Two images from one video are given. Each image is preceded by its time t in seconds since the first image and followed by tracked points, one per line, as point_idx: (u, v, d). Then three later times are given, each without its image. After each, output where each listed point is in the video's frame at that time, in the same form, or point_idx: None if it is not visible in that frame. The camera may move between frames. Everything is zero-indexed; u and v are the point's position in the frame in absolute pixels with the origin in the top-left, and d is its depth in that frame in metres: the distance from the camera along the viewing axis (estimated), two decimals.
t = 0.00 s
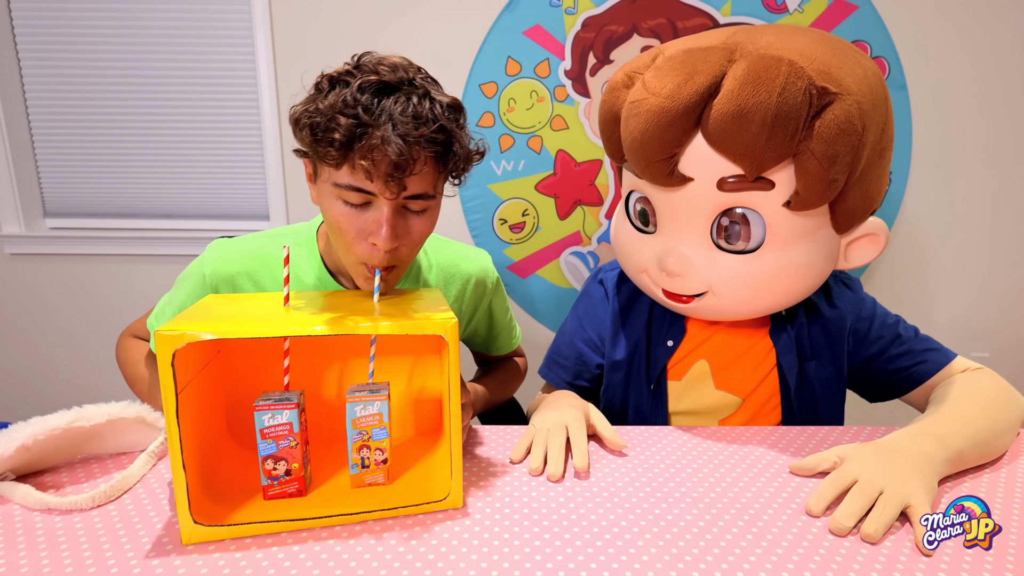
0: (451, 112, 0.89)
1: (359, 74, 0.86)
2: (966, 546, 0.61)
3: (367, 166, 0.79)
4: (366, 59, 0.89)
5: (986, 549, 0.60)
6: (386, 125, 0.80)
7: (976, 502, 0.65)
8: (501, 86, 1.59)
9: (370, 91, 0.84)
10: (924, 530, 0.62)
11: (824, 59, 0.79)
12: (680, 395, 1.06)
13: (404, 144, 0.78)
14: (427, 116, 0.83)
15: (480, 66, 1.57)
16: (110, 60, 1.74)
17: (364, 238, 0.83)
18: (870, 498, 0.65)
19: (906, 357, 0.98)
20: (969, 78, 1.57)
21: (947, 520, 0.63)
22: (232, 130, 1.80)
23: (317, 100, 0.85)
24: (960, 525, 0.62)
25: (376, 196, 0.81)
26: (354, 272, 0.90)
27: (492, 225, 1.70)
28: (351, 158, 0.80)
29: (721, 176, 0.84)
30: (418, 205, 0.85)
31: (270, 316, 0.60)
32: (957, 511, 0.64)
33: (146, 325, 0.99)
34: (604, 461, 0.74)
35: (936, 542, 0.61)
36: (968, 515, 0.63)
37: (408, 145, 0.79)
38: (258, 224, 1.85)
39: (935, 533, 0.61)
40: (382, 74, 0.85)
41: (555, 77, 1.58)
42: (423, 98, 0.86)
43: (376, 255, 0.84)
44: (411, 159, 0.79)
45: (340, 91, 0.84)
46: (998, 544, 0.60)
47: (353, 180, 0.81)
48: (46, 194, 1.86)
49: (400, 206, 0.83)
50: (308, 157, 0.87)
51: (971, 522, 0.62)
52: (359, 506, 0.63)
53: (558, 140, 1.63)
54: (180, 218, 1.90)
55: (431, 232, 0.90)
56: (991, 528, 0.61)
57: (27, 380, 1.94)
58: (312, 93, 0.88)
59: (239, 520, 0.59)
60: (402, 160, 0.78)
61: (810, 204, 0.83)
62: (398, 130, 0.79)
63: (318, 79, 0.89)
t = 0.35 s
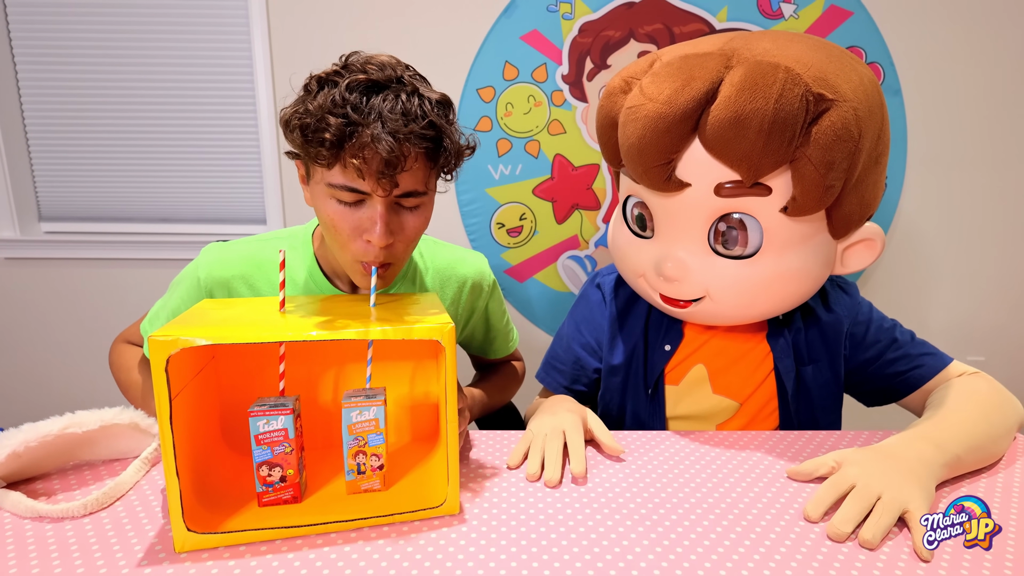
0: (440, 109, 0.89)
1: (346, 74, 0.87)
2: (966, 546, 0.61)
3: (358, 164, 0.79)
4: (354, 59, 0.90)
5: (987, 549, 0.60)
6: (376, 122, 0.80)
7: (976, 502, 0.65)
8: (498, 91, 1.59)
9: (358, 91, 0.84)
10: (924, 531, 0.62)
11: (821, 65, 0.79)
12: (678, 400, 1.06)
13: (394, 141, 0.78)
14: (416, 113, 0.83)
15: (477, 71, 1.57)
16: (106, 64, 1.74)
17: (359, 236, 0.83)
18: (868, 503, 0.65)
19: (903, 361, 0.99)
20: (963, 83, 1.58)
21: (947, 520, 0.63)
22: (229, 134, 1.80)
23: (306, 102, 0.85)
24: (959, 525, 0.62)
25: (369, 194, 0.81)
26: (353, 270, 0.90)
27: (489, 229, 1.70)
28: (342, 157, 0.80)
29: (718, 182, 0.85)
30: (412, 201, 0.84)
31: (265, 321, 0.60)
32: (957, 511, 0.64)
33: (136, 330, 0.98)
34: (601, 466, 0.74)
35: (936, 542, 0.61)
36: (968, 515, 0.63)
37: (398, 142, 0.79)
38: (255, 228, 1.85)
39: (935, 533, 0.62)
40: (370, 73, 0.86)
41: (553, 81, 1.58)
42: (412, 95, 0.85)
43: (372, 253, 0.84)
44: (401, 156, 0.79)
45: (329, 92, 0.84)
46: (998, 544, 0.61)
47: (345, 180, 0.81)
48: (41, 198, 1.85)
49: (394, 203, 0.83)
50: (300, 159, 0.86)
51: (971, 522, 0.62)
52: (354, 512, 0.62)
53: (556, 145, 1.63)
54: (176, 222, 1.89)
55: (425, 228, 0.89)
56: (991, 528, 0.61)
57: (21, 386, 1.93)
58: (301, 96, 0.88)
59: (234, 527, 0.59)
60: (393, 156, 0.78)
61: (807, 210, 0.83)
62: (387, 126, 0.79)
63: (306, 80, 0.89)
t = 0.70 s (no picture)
0: (407, 79, 0.89)
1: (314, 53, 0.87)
2: (966, 546, 0.61)
3: (332, 139, 0.80)
4: (320, 37, 0.90)
5: (987, 549, 0.61)
6: (343, 98, 0.81)
7: (976, 502, 0.64)
8: (497, 94, 1.59)
9: (327, 68, 0.85)
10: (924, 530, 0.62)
11: (816, 69, 0.79)
12: (676, 402, 1.06)
13: (364, 116, 0.80)
14: (383, 86, 0.84)
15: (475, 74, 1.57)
16: (103, 67, 1.73)
17: (341, 206, 0.86)
18: (866, 505, 0.65)
19: (900, 363, 0.99)
20: (959, 87, 1.59)
21: (947, 520, 0.63)
22: (227, 137, 1.79)
23: (279, 83, 0.86)
24: (959, 525, 0.63)
25: (346, 167, 0.83)
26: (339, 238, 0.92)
27: (487, 232, 1.70)
28: (318, 135, 0.82)
29: (714, 185, 0.85)
30: (387, 168, 0.86)
31: (262, 323, 0.60)
32: (957, 511, 0.64)
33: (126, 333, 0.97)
34: (599, 468, 0.74)
35: (936, 542, 0.61)
36: (968, 514, 0.63)
37: (367, 115, 0.80)
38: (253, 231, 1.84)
39: (935, 533, 0.62)
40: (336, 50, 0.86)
41: (551, 85, 1.59)
42: (378, 69, 0.86)
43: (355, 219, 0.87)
44: (372, 130, 0.81)
45: (299, 72, 0.85)
46: (999, 544, 0.61)
47: (323, 156, 0.83)
48: (37, 200, 1.85)
49: (370, 173, 0.85)
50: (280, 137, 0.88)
51: (971, 522, 0.62)
52: (352, 515, 0.62)
53: (554, 148, 1.63)
54: (173, 225, 1.88)
55: (404, 195, 0.91)
56: (991, 528, 0.62)
57: (17, 389, 1.92)
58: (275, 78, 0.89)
59: (231, 531, 0.59)
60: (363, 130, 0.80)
61: (802, 213, 0.83)
62: (355, 100, 0.81)
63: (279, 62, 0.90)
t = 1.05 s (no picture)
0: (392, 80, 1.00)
1: (313, 63, 0.93)
2: (966, 545, 0.63)
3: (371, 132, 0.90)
4: (306, 50, 0.96)
5: (986, 550, 0.62)
6: (371, 96, 0.91)
7: (977, 502, 0.66)
8: (494, 99, 1.60)
9: (337, 74, 0.92)
10: (925, 530, 0.65)
11: (803, 77, 0.80)
12: (673, 403, 1.07)
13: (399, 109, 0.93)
14: (390, 84, 0.96)
15: (472, 80, 1.58)
16: (102, 75, 1.74)
17: (375, 195, 0.93)
18: (860, 508, 0.66)
19: (894, 366, 1.00)
20: (952, 90, 1.60)
21: (947, 520, 0.65)
22: (226, 144, 1.80)
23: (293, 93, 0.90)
24: (959, 525, 0.64)
25: (378, 158, 0.93)
26: (361, 234, 0.98)
27: (486, 236, 1.71)
28: (353, 132, 0.90)
29: (705, 188, 0.86)
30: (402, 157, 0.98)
31: (262, 333, 0.61)
32: (958, 511, 0.66)
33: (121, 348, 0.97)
34: (597, 473, 0.75)
35: (937, 542, 0.63)
36: (968, 514, 0.65)
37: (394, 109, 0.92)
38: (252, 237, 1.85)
39: (935, 532, 0.64)
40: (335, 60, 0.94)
41: (547, 90, 1.60)
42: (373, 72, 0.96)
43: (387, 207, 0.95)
44: (405, 122, 0.94)
45: (311, 80, 0.91)
46: (998, 544, 0.62)
47: (364, 152, 0.91)
48: (36, 207, 1.85)
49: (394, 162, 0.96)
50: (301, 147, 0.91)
51: (971, 521, 0.64)
52: (353, 521, 0.63)
53: (551, 153, 1.64)
54: (172, 231, 1.89)
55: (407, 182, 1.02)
56: (991, 528, 0.63)
57: (17, 397, 1.92)
58: (274, 90, 0.91)
59: (236, 537, 0.59)
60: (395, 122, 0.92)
61: (790, 217, 0.84)
62: (382, 98, 0.91)
63: (270, 76, 0.92)
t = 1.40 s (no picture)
0: (382, 88, 0.99)
1: (300, 67, 0.94)
2: (966, 546, 0.63)
3: (331, 138, 0.88)
4: (300, 53, 0.97)
5: (986, 549, 0.63)
6: (340, 102, 0.89)
7: (977, 501, 0.63)
8: (493, 103, 1.61)
9: (318, 79, 0.93)
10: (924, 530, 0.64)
11: (802, 79, 0.82)
12: (672, 400, 1.07)
13: (361, 117, 0.89)
14: (371, 94, 0.94)
15: (472, 84, 1.59)
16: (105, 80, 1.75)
17: (333, 200, 0.92)
18: (854, 506, 0.67)
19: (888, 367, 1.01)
20: (948, 93, 1.62)
21: (948, 520, 0.63)
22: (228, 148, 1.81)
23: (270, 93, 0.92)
24: (960, 526, 0.63)
25: (341, 165, 0.91)
26: (322, 235, 0.97)
27: (485, 239, 1.72)
28: (317, 136, 0.89)
29: (704, 181, 0.87)
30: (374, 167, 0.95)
31: (266, 335, 0.62)
32: (957, 511, 0.63)
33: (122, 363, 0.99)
34: (597, 473, 0.76)
35: (936, 542, 0.63)
36: (969, 515, 0.63)
37: (363, 118, 0.89)
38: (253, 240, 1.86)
39: (935, 533, 0.63)
40: (321, 64, 0.95)
41: (546, 94, 1.61)
42: (361, 80, 0.95)
43: (344, 213, 0.93)
44: (369, 129, 0.89)
45: (290, 82, 0.92)
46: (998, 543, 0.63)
47: (321, 157, 0.90)
48: (38, 210, 1.86)
49: (361, 171, 0.93)
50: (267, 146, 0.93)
51: (971, 521, 0.63)
52: (356, 521, 0.64)
53: (550, 156, 1.65)
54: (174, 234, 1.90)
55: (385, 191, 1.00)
56: (991, 527, 0.63)
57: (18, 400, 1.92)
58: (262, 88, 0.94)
59: (242, 537, 0.60)
60: (361, 130, 0.89)
61: (784, 213, 0.85)
62: (351, 105, 0.89)
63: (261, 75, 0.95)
